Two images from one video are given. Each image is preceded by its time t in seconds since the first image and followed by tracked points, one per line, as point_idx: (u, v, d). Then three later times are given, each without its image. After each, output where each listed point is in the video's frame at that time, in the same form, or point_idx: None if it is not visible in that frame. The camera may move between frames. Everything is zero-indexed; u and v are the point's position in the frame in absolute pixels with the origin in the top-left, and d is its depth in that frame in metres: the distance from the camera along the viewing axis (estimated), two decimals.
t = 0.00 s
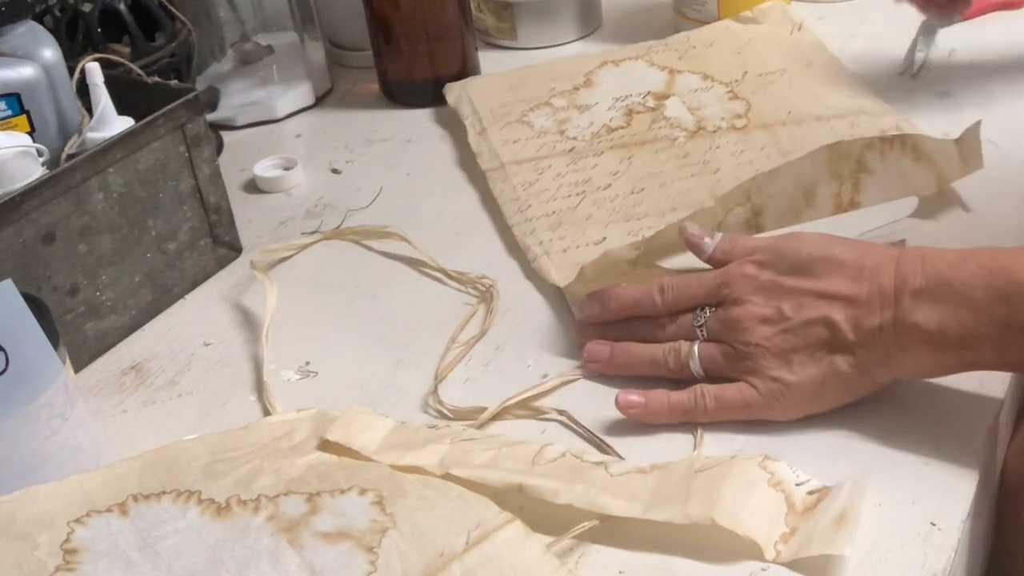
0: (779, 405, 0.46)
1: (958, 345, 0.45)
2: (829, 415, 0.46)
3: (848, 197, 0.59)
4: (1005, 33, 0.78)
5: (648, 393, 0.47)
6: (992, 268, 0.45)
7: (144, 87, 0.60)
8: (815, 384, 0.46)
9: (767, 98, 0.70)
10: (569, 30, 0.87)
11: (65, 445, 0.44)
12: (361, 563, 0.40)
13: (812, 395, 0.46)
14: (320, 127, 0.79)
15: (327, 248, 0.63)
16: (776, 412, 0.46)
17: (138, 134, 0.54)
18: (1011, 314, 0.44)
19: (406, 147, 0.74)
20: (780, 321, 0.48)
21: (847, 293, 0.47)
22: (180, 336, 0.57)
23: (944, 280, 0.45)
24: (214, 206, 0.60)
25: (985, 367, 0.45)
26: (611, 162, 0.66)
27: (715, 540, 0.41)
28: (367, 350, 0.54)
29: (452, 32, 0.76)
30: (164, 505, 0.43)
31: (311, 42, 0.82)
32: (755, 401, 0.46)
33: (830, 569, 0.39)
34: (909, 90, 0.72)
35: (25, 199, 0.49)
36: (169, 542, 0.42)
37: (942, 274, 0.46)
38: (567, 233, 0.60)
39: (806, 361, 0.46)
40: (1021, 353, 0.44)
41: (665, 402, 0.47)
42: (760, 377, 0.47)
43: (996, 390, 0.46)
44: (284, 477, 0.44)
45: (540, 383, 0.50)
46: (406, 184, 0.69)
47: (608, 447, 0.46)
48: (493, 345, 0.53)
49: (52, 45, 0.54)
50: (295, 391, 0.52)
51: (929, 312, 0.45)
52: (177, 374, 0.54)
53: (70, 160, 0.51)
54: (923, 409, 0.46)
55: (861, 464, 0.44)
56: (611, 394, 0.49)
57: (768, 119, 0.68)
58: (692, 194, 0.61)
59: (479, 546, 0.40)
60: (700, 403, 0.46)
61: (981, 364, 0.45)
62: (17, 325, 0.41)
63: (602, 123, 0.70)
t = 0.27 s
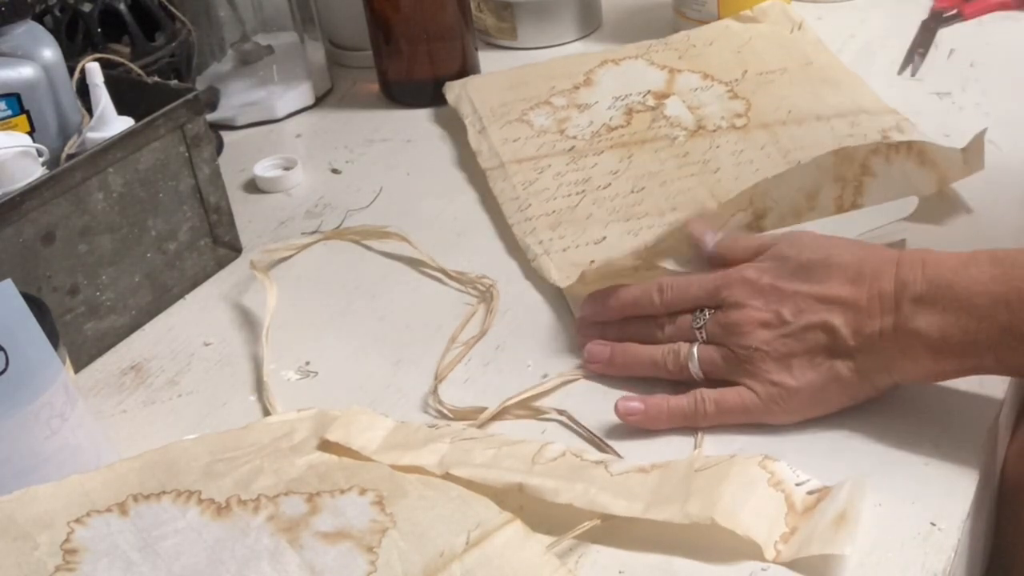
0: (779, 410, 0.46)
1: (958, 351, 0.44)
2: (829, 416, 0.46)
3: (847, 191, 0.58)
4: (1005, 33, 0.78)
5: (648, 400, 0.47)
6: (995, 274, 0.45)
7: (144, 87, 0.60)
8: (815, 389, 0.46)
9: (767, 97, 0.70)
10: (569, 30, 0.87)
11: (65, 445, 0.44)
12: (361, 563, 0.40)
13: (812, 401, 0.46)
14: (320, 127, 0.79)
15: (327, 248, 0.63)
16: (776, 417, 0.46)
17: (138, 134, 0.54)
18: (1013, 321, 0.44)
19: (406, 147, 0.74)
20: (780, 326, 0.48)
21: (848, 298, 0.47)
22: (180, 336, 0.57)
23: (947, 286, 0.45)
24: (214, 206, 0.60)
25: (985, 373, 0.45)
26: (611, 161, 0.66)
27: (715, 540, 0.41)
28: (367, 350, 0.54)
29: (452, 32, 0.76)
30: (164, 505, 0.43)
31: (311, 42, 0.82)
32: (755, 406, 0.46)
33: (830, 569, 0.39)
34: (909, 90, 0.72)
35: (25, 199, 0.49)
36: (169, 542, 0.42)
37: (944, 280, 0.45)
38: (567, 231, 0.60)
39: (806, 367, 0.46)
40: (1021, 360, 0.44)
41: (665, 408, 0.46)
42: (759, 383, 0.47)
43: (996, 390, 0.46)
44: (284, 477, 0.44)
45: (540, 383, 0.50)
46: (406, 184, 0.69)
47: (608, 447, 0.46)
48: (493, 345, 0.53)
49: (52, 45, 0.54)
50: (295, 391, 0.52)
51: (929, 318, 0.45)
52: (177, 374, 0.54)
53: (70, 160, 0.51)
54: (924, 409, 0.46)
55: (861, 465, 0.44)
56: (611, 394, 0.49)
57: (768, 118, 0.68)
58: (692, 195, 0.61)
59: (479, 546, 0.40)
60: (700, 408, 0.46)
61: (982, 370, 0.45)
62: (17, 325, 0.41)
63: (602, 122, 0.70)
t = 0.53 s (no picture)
0: (780, 397, 0.46)
1: (954, 329, 0.45)
2: (829, 416, 0.46)
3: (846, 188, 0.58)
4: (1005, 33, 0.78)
5: (653, 408, 0.47)
6: (988, 252, 0.45)
7: (144, 87, 0.60)
8: (815, 374, 0.46)
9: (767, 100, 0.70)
10: (569, 30, 0.87)
11: (65, 445, 0.44)
12: (361, 563, 0.40)
13: (812, 386, 0.46)
14: (320, 127, 0.79)
15: (327, 248, 0.63)
16: (779, 406, 0.46)
17: (138, 134, 0.54)
18: (1008, 298, 0.44)
19: (406, 147, 0.74)
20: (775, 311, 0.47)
21: (843, 279, 0.47)
22: (180, 336, 0.57)
23: (941, 264, 0.45)
24: (214, 206, 0.60)
25: (982, 351, 0.45)
26: (612, 162, 0.66)
27: (716, 540, 0.41)
28: (367, 350, 0.54)
29: (452, 33, 0.76)
30: (164, 505, 0.43)
31: (312, 42, 0.82)
32: (758, 398, 0.46)
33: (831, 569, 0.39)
34: (909, 90, 0.72)
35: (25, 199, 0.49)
36: (169, 542, 0.42)
37: (938, 258, 0.46)
38: (567, 233, 0.60)
39: (805, 351, 0.47)
40: (1017, 336, 0.44)
41: (669, 413, 0.46)
42: (760, 372, 0.47)
43: (996, 390, 0.46)
44: (284, 477, 0.44)
45: (540, 383, 0.50)
46: (406, 184, 0.69)
47: (608, 448, 0.46)
48: (493, 345, 0.53)
49: (52, 45, 0.54)
50: (295, 391, 0.52)
51: (924, 296, 0.45)
52: (177, 374, 0.54)
53: (70, 160, 0.51)
54: (924, 409, 0.46)
55: (861, 464, 0.44)
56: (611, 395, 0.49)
57: (769, 121, 0.68)
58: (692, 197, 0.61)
59: (479, 546, 0.40)
60: (704, 408, 0.46)
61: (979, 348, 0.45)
62: (17, 325, 0.41)
63: (602, 125, 0.70)
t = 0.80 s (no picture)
0: (778, 361, 0.47)
1: (940, 278, 0.46)
2: (829, 415, 0.46)
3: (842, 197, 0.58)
4: (1005, 32, 0.78)
5: (653, 388, 0.47)
6: (970, 204, 0.47)
7: (144, 87, 0.60)
8: (808, 334, 0.47)
9: (767, 111, 0.71)
10: (569, 30, 0.87)
11: (65, 445, 0.44)
12: (361, 563, 0.40)
13: (806, 343, 0.47)
14: (320, 127, 0.79)
15: (327, 249, 0.63)
16: (777, 368, 0.47)
17: (138, 134, 0.54)
18: (992, 245, 0.45)
19: (406, 147, 0.74)
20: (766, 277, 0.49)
21: (830, 239, 0.49)
22: (180, 336, 0.57)
23: (923, 217, 0.47)
24: (214, 206, 0.60)
25: (971, 303, 0.46)
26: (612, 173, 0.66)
27: (716, 540, 0.41)
28: (367, 350, 0.54)
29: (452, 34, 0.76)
30: (164, 505, 0.43)
31: (311, 42, 0.82)
32: (756, 363, 0.47)
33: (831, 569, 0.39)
34: (909, 90, 0.72)
35: (25, 199, 0.49)
36: (169, 542, 0.42)
37: (920, 211, 0.47)
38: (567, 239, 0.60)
39: (798, 313, 0.48)
40: (1004, 285, 0.45)
41: (670, 389, 0.47)
42: (756, 336, 0.48)
43: (995, 390, 0.46)
44: (284, 477, 0.44)
45: (541, 382, 0.50)
46: (406, 184, 0.69)
47: (608, 448, 0.46)
48: (493, 345, 0.53)
49: (52, 45, 0.54)
50: (295, 391, 0.52)
51: (910, 248, 0.47)
52: (177, 374, 0.54)
53: (70, 160, 0.51)
54: (925, 410, 0.46)
55: (860, 464, 0.44)
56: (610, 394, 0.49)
57: (769, 132, 0.68)
58: (692, 203, 0.61)
59: (479, 546, 0.40)
60: (703, 381, 0.47)
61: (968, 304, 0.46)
62: (17, 325, 0.41)
63: (602, 139, 0.70)
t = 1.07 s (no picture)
0: (779, 354, 0.47)
1: (939, 268, 0.46)
2: (828, 415, 0.46)
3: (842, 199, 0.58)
4: (1005, 32, 0.78)
5: (655, 385, 0.47)
6: (969, 194, 0.46)
7: (144, 87, 0.60)
8: (808, 326, 0.47)
9: (766, 111, 0.71)
10: (569, 30, 0.87)
11: (65, 445, 0.44)
12: (361, 563, 0.40)
13: (806, 334, 0.47)
14: (320, 127, 0.79)
15: (327, 248, 0.63)
16: (778, 360, 0.47)
17: (138, 134, 0.54)
18: (991, 235, 0.45)
19: (406, 146, 0.74)
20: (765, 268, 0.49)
21: (829, 230, 0.49)
22: (179, 335, 0.57)
23: (922, 207, 0.47)
24: (214, 206, 0.60)
25: (969, 292, 0.46)
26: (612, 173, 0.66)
27: (717, 540, 0.41)
28: (367, 350, 0.54)
29: (452, 34, 0.76)
30: (164, 505, 0.43)
31: (311, 42, 0.82)
32: (757, 356, 0.47)
33: (831, 570, 0.39)
34: (909, 90, 0.72)
35: (25, 199, 0.49)
36: (169, 542, 0.42)
37: (919, 202, 0.47)
38: (567, 240, 0.60)
39: (798, 305, 0.48)
40: (1003, 274, 0.45)
41: (672, 385, 0.47)
42: (757, 328, 0.48)
43: (996, 389, 0.46)
44: (284, 477, 0.44)
45: (541, 382, 0.50)
46: (406, 184, 0.69)
47: (608, 447, 0.46)
48: (493, 345, 0.53)
49: (52, 45, 0.54)
50: (295, 391, 0.52)
51: (909, 239, 0.47)
52: (177, 374, 0.54)
53: (70, 160, 0.51)
54: (925, 408, 0.46)
55: (860, 463, 0.44)
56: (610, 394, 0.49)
57: (769, 132, 0.68)
58: (691, 203, 0.61)
59: (479, 546, 0.40)
60: (705, 376, 0.47)
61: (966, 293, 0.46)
62: (17, 325, 0.41)
63: (602, 139, 0.70)
